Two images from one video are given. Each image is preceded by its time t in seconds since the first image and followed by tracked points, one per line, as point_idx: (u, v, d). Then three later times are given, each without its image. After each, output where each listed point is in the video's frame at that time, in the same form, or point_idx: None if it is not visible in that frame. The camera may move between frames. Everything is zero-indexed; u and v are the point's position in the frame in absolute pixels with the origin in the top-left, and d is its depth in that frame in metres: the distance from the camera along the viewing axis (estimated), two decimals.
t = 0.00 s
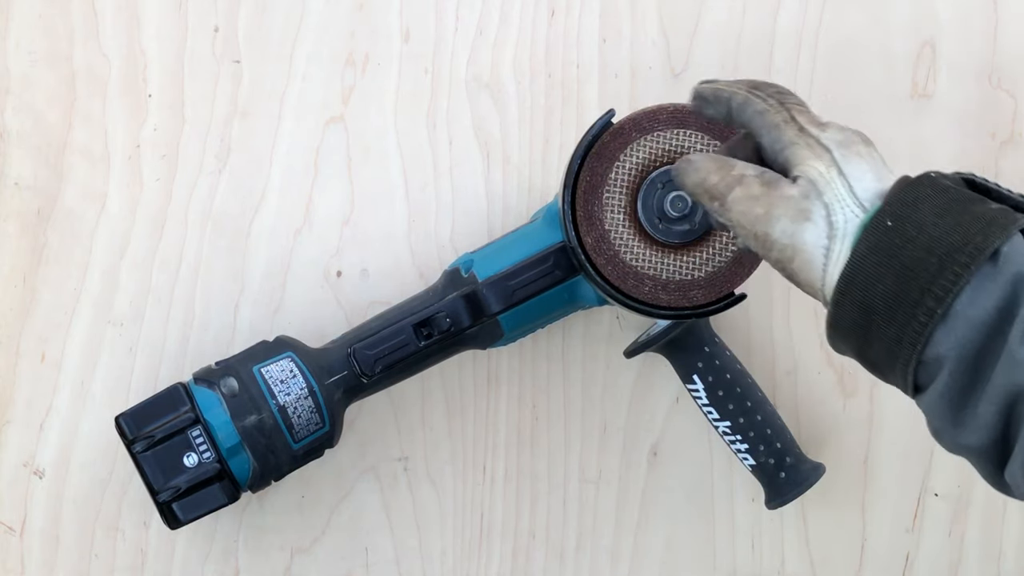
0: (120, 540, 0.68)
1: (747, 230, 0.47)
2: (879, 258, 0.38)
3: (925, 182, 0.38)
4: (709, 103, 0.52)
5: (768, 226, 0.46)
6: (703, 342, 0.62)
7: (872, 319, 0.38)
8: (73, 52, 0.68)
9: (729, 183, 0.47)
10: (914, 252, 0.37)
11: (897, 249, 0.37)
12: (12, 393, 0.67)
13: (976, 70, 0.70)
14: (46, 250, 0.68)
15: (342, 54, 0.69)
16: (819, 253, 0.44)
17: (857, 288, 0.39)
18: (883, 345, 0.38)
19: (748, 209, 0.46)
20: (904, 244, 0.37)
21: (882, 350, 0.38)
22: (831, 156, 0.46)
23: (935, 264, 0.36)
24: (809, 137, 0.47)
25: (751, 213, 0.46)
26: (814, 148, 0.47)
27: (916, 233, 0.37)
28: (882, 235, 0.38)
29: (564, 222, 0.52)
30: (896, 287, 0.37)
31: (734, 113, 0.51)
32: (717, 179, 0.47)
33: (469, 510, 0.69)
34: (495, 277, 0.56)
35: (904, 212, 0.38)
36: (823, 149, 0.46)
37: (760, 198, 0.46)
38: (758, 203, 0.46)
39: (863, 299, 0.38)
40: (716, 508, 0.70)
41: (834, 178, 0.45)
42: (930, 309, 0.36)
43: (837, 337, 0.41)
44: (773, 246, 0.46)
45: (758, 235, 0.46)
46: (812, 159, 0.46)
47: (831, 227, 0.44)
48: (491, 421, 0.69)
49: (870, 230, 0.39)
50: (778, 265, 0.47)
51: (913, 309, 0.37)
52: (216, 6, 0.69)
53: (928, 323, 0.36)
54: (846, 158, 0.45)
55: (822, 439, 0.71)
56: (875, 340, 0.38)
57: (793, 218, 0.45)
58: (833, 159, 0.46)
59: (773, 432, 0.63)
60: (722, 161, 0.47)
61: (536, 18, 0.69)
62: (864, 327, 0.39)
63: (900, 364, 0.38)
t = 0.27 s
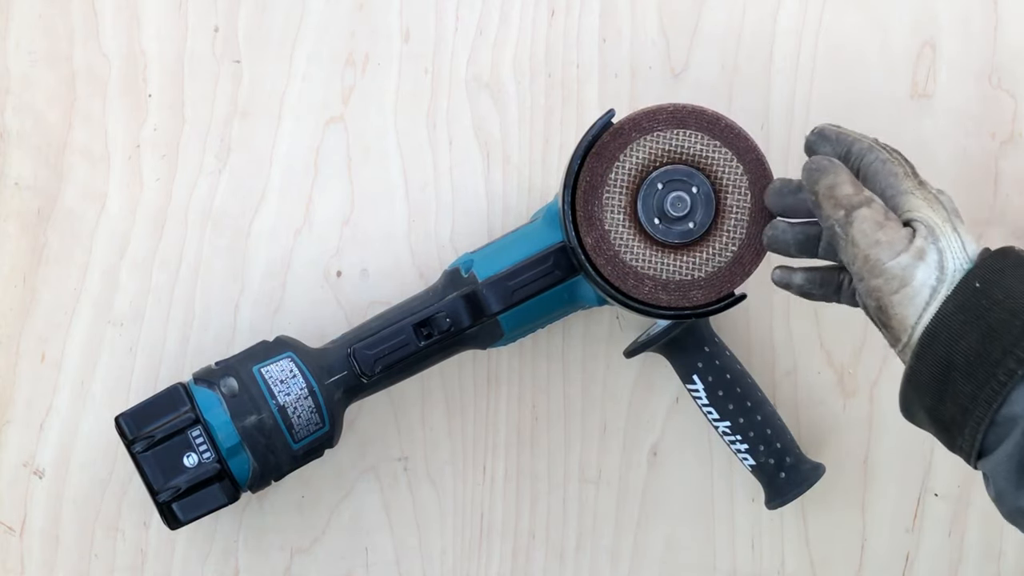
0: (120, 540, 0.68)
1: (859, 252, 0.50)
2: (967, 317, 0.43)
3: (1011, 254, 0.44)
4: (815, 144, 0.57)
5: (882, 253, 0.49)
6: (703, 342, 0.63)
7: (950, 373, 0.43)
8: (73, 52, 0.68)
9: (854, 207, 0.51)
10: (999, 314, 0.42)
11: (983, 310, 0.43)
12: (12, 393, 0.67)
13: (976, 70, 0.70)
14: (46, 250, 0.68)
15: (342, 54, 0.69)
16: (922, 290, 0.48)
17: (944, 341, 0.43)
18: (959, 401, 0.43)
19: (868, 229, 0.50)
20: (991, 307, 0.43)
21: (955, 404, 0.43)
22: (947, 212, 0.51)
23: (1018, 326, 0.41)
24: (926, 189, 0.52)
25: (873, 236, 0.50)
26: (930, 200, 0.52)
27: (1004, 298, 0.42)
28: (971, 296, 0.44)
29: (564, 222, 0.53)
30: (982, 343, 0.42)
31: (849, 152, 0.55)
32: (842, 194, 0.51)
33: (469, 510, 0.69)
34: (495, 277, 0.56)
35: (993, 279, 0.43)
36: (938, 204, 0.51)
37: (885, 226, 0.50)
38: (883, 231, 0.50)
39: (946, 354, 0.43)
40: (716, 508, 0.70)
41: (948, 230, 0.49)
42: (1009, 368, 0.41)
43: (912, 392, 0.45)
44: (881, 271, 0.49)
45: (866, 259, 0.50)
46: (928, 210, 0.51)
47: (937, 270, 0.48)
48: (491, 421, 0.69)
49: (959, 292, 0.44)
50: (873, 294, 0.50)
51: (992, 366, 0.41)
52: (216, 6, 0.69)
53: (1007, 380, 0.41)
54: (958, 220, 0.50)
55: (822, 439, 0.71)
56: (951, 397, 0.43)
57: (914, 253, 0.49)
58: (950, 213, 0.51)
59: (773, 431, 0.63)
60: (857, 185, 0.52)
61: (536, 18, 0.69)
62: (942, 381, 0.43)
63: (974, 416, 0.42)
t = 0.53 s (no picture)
0: (120, 540, 0.68)
1: (907, 244, 0.52)
2: (1004, 317, 0.44)
3: None
4: (882, 136, 0.60)
5: (928, 246, 0.52)
6: (703, 342, 0.63)
7: (985, 372, 0.45)
8: (73, 52, 0.68)
9: (908, 199, 0.53)
10: None
11: (1020, 310, 0.44)
12: (12, 393, 0.67)
13: (976, 70, 0.70)
14: (46, 250, 0.68)
15: (342, 54, 0.69)
16: (964, 284, 0.50)
17: (978, 341, 0.45)
18: (992, 400, 0.44)
19: (919, 222, 0.52)
20: None
21: (989, 404, 0.45)
22: (1001, 213, 0.52)
23: None
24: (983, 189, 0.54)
25: (923, 230, 0.52)
26: (985, 201, 0.53)
27: None
28: (1009, 296, 0.45)
29: (564, 222, 0.53)
30: (1015, 344, 0.43)
31: (914, 148, 0.57)
32: (897, 184, 0.53)
33: (469, 510, 0.69)
34: (495, 277, 0.56)
35: None
36: (994, 205, 0.53)
37: (935, 222, 0.52)
38: (933, 225, 0.52)
39: (981, 355, 0.45)
40: (716, 508, 0.70)
41: (999, 231, 0.51)
42: None
43: (948, 390, 0.47)
44: (925, 262, 0.52)
45: (913, 250, 0.52)
46: (982, 209, 0.52)
47: (982, 267, 0.50)
48: (491, 421, 0.69)
49: (998, 291, 0.45)
50: (916, 287, 0.52)
51: None
52: (216, 6, 0.69)
53: None
54: (1012, 222, 0.52)
55: (822, 439, 0.71)
56: (983, 396, 0.45)
57: (961, 250, 0.51)
58: (1004, 215, 0.52)
59: (773, 431, 0.63)
60: (914, 177, 0.54)
61: (535, 18, 0.69)
62: (977, 381, 0.45)
63: (1005, 416, 0.44)
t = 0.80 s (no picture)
0: (120, 540, 0.68)
1: (923, 268, 0.54)
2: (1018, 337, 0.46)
3: None
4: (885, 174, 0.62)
5: (943, 269, 0.53)
6: (703, 342, 0.63)
7: (1002, 389, 0.47)
8: (73, 52, 0.68)
9: (922, 225, 0.55)
10: None
11: None
12: (12, 393, 0.67)
13: (976, 70, 0.70)
14: (46, 250, 0.68)
15: (342, 54, 0.69)
16: (979, 305, 0.52)
17: (994, 360, 0.47)
18: (1009, 418, 0.46)
19: (934, 247, 0.54)
20: None
21: (1005, 421, 0.47)
22: (1010, 239, 0.54)
23: None
24: (990, 218, 0.56)
25: (938, 254, 0.53)
26: (993, 229, 0.55)
27: None
28: None
29: (564, 222, 0.53)
30: None
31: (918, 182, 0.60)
32: (911, 212, 0.55)
33: (469, 510, 0.69)
34: (495, 277, 0.56)
35: None
36: (1002, 232, 0.55)
37: (950, 246, 0.53)
38: (947, 249, 0.53)
39: (997, 373, 0.47)
40: (716, 508, 0.70)
41: (1010, 256, 0.53)
42: None
43: (964, 409, 0.49)
44: (941, 285, 0.53)
45: (929, 274, 0.54)
46: (992, 236, 0.55)
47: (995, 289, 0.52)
48: (491, 421, 0.69)
49: (1012, 311, 0.47)
50: (933, 310, 0.54)
51: None
52: (216, 6, 0.69)
53: None
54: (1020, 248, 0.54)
55: (822, 439, 0.71)
56: (1000, 413, 0.47)
57: (975, 273, 0.52)
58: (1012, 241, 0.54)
59: (773, 431, 0.63)
60: (927, 205, 0.56)
61: (535, 18, 0.69)
62: (994, 399, 0.47)
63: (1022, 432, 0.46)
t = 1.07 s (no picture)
0: (120, 540, 0.68)
1: (933, 266, 0.54)
2: None
3: None
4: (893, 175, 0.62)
5: (954, 267, 0.53)
6: (703, 342, 0.63)
7: (1011, 388, 0.47)
8: (73, 52, 0.68)
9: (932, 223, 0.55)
10: None
11: None
12: (12, 393, 0.67)
13: (976, 70, 0.70)
14: (47, 250, 0.68)
15: (342, 54, 0.69)
16: (990, 304, 0.52)
17: (1003, 359, 0.47)
18: (1016, 418, 0.47)
19: (944, 246, 0.54)
20: None
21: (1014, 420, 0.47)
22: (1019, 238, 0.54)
23: None
24: (999, 218, 0.56)
25: (948, 252, 0.53)
26: (1003, 228, 0.55)
27: None
28: None
29: (564, 222, 0.53)
30: None
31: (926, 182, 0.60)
32: (922, 210, 0.55)
33: (469, 510, 0.69)
34: (495, 277, 0.56)
35: None
36: (1012, 232, 0.55)
37: (960, 245, 0.53)
38: (957, 248, 0.53)
39: (1007, 373, 0.47)
40: (716, 507, 0.70)
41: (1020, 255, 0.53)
42: None
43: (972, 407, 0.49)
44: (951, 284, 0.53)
45: (939, 272, 0.53)
46: (1002, 235, 0.55)
47: (1006, 288, 0.52)
48: (491, 421, 0.69)
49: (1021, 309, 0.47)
50: (943, 308, 0.53)
51: None
52: (216, 6, 0.69)
53: None
54: None
55: (822, 439, 0.71)
56: (1009, 412, 0.47)
57: (985, 271, 0.52)
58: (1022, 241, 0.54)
59: (773, 431, 0.63)
60: (937, 204, 0.56)
61: (535, 18, 0.69)
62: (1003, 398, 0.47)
63: None
